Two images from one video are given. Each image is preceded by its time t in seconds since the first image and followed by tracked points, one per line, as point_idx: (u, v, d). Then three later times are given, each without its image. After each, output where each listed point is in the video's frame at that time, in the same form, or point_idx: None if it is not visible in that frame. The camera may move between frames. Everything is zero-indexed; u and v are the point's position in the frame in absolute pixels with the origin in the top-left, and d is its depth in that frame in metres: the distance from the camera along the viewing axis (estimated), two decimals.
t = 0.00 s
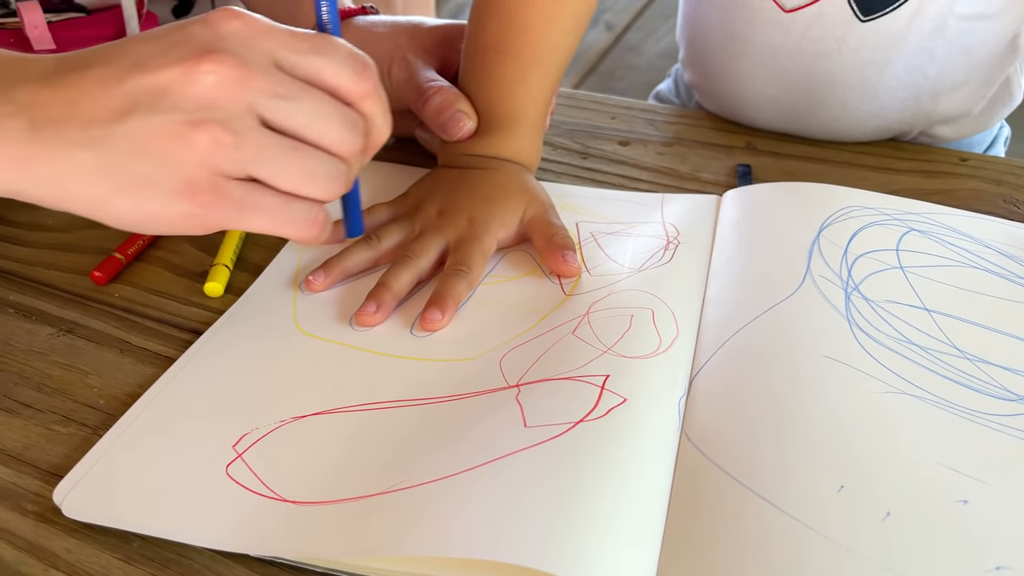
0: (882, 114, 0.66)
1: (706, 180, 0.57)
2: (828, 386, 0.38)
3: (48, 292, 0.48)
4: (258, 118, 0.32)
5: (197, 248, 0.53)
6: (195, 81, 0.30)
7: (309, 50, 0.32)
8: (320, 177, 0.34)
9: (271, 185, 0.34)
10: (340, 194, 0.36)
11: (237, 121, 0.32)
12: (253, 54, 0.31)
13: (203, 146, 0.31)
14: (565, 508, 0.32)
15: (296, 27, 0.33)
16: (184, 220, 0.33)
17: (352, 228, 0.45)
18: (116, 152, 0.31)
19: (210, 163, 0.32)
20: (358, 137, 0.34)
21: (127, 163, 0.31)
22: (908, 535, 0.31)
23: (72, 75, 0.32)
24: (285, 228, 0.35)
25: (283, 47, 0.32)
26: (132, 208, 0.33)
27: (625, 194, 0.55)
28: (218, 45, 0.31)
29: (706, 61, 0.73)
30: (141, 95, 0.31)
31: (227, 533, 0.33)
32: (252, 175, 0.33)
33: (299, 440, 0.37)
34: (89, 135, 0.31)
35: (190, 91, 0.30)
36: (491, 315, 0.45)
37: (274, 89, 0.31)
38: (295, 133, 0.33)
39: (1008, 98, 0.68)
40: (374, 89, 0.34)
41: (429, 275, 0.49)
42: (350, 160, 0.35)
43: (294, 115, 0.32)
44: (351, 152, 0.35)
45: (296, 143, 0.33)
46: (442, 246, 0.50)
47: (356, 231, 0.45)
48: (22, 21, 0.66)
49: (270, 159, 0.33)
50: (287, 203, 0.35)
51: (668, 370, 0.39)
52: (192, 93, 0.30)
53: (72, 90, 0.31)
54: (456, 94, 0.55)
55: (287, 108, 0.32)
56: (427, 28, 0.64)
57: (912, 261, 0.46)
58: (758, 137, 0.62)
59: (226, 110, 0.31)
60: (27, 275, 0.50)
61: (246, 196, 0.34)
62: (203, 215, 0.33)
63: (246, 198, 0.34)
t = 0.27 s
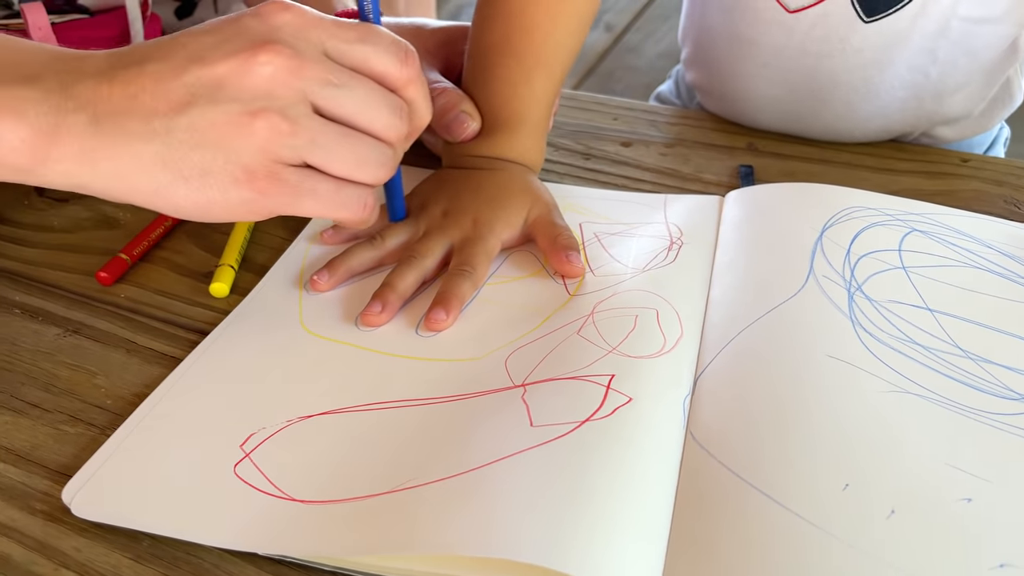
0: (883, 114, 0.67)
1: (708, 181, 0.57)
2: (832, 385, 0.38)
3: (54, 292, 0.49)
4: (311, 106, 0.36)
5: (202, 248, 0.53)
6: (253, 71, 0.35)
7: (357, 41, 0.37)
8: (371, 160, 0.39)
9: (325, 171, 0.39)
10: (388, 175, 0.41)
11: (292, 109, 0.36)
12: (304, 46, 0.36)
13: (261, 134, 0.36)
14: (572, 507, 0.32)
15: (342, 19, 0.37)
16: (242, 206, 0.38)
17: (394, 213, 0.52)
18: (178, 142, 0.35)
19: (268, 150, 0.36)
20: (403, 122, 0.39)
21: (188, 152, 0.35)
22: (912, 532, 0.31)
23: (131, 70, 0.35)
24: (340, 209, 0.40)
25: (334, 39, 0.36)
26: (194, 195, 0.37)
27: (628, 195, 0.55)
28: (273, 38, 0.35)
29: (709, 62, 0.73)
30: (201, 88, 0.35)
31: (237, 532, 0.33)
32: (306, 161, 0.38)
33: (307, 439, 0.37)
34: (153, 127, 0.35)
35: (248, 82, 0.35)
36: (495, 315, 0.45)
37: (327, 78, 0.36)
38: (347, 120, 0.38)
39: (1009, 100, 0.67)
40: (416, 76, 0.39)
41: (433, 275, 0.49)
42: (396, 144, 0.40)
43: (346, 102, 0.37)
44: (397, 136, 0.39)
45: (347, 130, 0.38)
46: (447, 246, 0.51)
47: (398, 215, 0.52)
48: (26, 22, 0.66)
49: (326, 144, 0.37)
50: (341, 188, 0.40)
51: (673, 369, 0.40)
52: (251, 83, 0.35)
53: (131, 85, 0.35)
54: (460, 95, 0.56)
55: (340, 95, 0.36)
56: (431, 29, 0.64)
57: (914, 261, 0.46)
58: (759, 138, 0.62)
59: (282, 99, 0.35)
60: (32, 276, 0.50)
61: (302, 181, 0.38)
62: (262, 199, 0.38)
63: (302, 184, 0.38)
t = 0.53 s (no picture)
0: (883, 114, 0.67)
1: (709, 181, 0.58)
2: (835, 384, 0.38)
3: (59, 292, 0.49)
4: (309, 106, 0.37)
5: (206, 248, 0.53)
6: (252, 72, 0.35)
7: (352, 41, 0.37)
8: (368, 160, 0.40)
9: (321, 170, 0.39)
10: (383, 174, 0.41)
11: (291, 110, 0.36)
12: (303, 46, 0.36)
13: (260, 134, 0.36)
14: (578, 505, 0.32)
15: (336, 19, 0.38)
16: (238, 204, 0.38)
17: (389, 212, 0.52)
18: (175, 141, 0.35)
19: (267, 150, 0.37)
20: (399, 121, 0.40)
21: (185, 151, 0.36)
22: (916, 530, 0.31)
23: (123, 68, 0.35)
24: (336, 208, 0.40)
25: (330, 39, 0.37)
26: (190, 193, 0.37)
27: (631, 196, 0.55)
28: (272, 38, 0.35)
29: (711, 61, 0.74)
30: (198, 87, 0.35)
31: (244, 530, 0.34)
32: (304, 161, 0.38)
33: (313, 438, 0.38)
34: (149, 125, 0.35)
35: (247, 82, 0.35)
36: (499, 315, 0.45)
37: (325, 79, 0.36)
38: (343, 120, 0.38)
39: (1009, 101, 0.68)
40: (411, 76, 0.39)
41: (437, 275, 0.49)
42: (392, 143, 0.41)
43: (343, 102, 0.37)
44: (393, 135, 0.40)
45: (344, 130, 0.38)
46: (451, 246, 0.51)
47: (393, 214, 0.53)
48: (30, 23, 0.66)
49: (323, 144, 0.38)
50: (337, 187, 0.40)
51: (677, 368, 0.40)
52: (250, 84, 0.35)
53: (125, 83, 0.35)
54: (463, 95, 0.56)
55: (337, 95, 0.37)
56: (434, 30, 0.65)
57: (915, 261, 0.46)
58: (761, 138, 0.63)
59: (281, 100, 0.36)
60: (36, 276, 0.50)
61: (299, 180, 0.39)
62: (260, 198, 0.38)
63: (300, 183, 0.39)
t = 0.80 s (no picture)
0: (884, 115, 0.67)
1: (709, 182, 0.58)
2: (836, 385, 0.38)
3: (58, 292, 0.49)
4: (258, 113, 0.34)
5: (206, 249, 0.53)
6: (199, 78, 0.32)
7: (306, 47, 0.34)
8: (317, 170, 0.36)
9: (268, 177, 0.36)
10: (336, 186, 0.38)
11: (239, 116, 0.33)
12: (254, 52, 0.33)
13: (205, 140, 0.33)
14: (579, 506, 0.32)
15: (292, 24, 0.34)
16: (184, 211, 0.36)
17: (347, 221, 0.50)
18: (120, 146, 0.33)
19: (211, 156, 0.34)
20: (353, 131, 0.36)
21: (131, 155, 0.34)
22: (916, 530, 0.32)
23: (73, 67, 0.34)
24: (285, 219, 0.37)
25: (281, 44, 0.33)
26: (135, 198, 0.35)
27: (631, 197, 0.55)
28: (220, 43, 0.32)
29: (711, 61, 0.74)
30: (144, 91, 0.32)
31: (244, 531, 0.34)
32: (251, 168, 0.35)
33: (313, 439, 0.38)
34: (93, 128, 0.33)
35: (194, 88, 0.32)
36: (499, 315, 0.45)
37: (274, 85, 0.33)
38: (292, 128, 0.35)
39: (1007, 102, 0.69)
40: (367, 84, 0.35)
41: (437, 276, 0.49)
42: (346, 154, 0.37)
43: (294, 110, 0.34)
44: (346, 145, 0.36)
45: (293, 138, 0.35)
46: (451, 247, 0.51)
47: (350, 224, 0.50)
48: (29, 23, 0.66)
49: (269, 153, 0.34)
50: (285, 196, 0.37)
51: (678, 369, 0.40)
52: (195, 90, 0.32)
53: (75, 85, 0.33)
54: (463, 96, 0.56)
55: (286, 103, 0.33)
56: (435, 30, 0.65)
57: (915, 262, 0.46)
58: (760, 139, 0.63)
59: (227, 106, 0.33)
60: (36, 276, 0.50)
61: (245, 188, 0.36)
62: (206, 205, 0.36)
63: (246, 190, 0.36)
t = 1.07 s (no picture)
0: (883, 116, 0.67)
1: (709, 182, 0.58)
2: (837, 385, 0.38)
3: (54, 292, 0.49)
4: (224, 111, 0.35)
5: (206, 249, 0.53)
6: (164, 75, 0.34)
7: (275, 47, 0.36)
8: (285, 168, 0.38)
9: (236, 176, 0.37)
10: (305, 184, 0.39)
11: (205, 114, 0.35)
12: (221, 51, 0.35)
13: (171, 137, 0.35)
14: (581, 507, 0.32)
15: (262, 26, 0.37)
16: (149, 208, 0.37)
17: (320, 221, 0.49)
18: (85, 141, 0.35)
19: (177, 153, 0.35)
20: (321, 130, 0.38)
21: (95, 150, 0.35)
22: (919, 531, 0.31)
23: (41, 65, 0.35)
24: (252, 217, 0.39)
25: (250, 44, 0.36)
26: (100, 193, 0.36)
27: (632, 197, 0.55)
28: (187, 41, 0.34)
29: (713, 61, 0.73)
30: (110, 86, 0.34)
31: (245, 532, 0.34)
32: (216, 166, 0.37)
33: (314, 439, 0.37)
34: (59, 123, 0.35)
35: (159, 84, 0.34)
36: (500, 316, 0.45)
37: (240, 83, 0.35)
38: (260, 126, 0.37)
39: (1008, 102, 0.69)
40: (337, 85, 0.38)
41: (437, 277, 0.49)
42: (315, 153, 0.39)
43: (261, 108, 0.36)
44: (315, 144, 0.38)
45: (262, 137, 0.37)
46: (452, 247, 0.51)
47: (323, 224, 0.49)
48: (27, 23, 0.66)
49: (235, 151, 0.36)
50: (252, 195, 0.38)
51: (679, 369, 0.40)
52: (161, 86, 0.34)
53: (42, 81, 0.35)
54: (464, 95, 0.56)
55: (253, 101, 0.36)
56: (435, 30, 0.64)
57: (916, 262, 0.46)
58: (760, 139, 0.63)
59: (193, 103, 0.34)
60: (35, 276, 0.50)
61: (211, 185, 0.37)
62: (171, 202, 0.37)
63: (212, 188, 0.37)
